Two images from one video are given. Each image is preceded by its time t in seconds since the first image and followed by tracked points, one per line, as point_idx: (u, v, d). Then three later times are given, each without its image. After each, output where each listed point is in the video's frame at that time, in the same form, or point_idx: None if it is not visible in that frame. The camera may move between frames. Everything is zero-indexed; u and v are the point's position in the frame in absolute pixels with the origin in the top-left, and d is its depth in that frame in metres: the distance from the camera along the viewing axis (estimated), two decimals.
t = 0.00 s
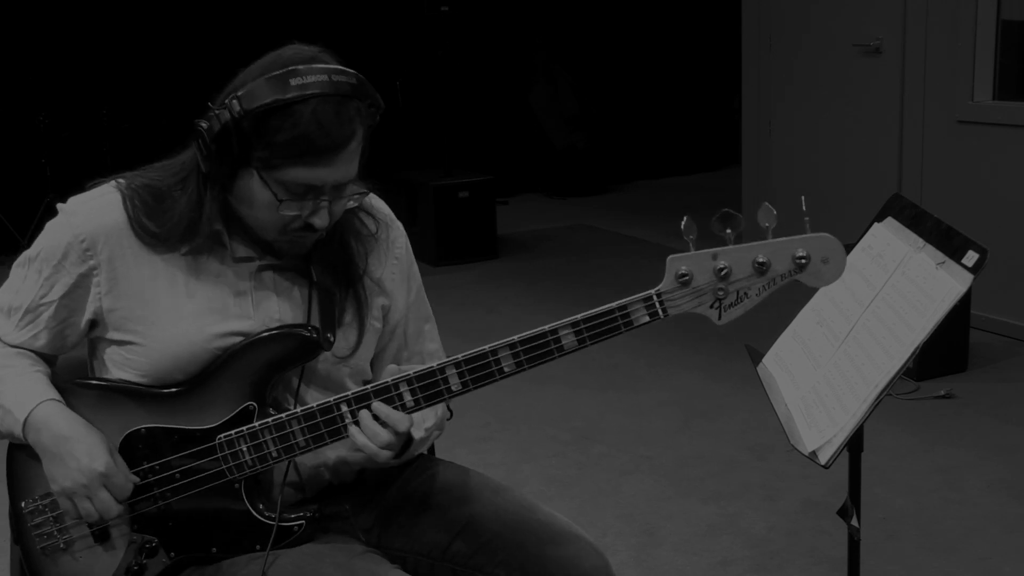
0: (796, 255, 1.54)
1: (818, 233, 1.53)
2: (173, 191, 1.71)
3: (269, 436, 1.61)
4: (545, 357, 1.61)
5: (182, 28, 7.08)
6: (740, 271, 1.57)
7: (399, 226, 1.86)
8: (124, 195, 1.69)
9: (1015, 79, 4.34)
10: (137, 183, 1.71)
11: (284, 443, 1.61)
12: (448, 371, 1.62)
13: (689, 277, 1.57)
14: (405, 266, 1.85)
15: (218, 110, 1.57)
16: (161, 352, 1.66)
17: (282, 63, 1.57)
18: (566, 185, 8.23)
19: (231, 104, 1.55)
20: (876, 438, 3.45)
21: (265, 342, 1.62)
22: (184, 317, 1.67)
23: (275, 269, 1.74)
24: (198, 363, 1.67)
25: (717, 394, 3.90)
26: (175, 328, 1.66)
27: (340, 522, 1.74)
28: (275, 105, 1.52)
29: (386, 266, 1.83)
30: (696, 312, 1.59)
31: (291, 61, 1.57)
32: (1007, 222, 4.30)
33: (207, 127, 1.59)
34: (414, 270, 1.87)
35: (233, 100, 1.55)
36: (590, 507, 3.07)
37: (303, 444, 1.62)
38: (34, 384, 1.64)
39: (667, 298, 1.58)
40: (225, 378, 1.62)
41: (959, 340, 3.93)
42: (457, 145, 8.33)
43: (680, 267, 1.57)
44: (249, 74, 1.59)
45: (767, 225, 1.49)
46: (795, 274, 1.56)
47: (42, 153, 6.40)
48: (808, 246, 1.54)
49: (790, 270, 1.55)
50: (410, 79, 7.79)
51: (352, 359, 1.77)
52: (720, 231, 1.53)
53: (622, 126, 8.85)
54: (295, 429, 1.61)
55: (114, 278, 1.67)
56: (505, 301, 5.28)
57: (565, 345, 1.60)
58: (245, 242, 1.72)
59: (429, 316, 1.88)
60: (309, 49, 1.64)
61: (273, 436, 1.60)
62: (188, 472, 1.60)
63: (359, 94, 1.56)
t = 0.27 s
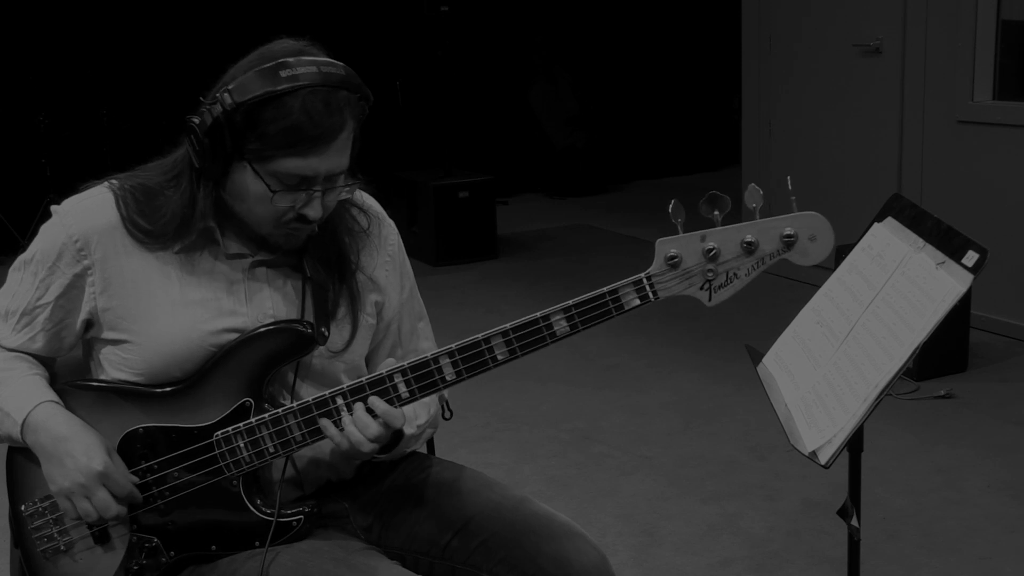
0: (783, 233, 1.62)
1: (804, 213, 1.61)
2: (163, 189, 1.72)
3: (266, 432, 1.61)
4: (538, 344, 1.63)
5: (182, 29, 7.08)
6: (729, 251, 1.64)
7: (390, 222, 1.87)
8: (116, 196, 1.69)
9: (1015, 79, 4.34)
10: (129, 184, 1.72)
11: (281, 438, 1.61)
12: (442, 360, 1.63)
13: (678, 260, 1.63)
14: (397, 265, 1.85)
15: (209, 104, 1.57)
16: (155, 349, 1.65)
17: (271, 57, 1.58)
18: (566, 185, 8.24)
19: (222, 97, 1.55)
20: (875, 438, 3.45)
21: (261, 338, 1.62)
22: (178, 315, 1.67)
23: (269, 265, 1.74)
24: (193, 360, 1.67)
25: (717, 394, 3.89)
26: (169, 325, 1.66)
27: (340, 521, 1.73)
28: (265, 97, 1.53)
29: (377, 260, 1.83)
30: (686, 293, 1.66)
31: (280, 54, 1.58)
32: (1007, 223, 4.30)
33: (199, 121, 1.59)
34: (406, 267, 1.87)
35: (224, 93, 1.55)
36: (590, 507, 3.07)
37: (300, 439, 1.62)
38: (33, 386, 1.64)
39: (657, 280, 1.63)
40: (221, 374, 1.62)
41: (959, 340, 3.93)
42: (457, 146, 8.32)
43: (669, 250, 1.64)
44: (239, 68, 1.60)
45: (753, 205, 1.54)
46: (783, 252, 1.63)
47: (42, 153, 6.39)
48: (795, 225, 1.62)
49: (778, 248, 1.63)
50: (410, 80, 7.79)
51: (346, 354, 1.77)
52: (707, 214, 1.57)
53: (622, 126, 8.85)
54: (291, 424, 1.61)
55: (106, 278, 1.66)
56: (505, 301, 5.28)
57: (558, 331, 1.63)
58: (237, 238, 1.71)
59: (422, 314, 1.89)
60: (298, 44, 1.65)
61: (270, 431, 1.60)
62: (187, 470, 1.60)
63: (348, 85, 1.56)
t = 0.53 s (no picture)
0: (781, 231, 1.63)
1: (803, 211, 1.62)
2: (167, 190, 1.71)
3: (266, 431, 1.61)
4: (537, 343, 1.64)
5: (182, 29, 7.08)
6: (728, 250, 1.65)
7: (392, 223, 1.87)
8: (119, 197, 1.69)
9: (1015, 79, 4.34)
10: (131, 185, 1.72)
11: (281, 438, 1.61)
12: (442, 359, 1.63)
13: (677, 258, 1.64)
14: (398, 264, 1.85)
15: (216, 109, 1.57)
16: (157, 350, 1.66)
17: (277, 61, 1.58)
18: (566, 185, 8.23)
19: (229, 101, 1.55)
20: (875, 438, 3.45)
21: (262, 337, 1.62)
22: (180, 316, 1.67)
23: (271, 266, 1.74)
24: (194, 360, 1.67)
25: (717, 394, 3.89)
26: (170, 326, 1.66)
27: (339, 521, 1.74)
28: (273, 102, 1.53)
29: (379, 261, 1.83)
30: (685, 292, 1.67)
31: (286, 58, 1.58)
32: (1007, 223, 4.30)
33: (206, 126, 1.58)
34: (408, 268, 1.87)
35: (231, 97, 1.55)
36: (590, 507, 3.07)
37: (300, 438, 1.62)
38: (34, 386, 1.64)
39: (656, 279, 1.65)
40: (220, 374, 1.62)
41: (959, 340, 3.93)
42: (457, 146, 8.32)
43: (668, 249, 1.65)
44: (244, 71, 1.60)
45: (753, 204, 1.54)
46: (781, 250, 1.65)
47: (42, 153, 6.39)
48: (794, 223, 1.63)
49: (776, 246, 1.64)
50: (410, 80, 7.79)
51: (346, 355, 1.77)
52: (707, 212, 1.58)
53: (622, 126, 8.84)
54: (291, 424, 1.61)
55: (110, 279, 1.67)
56: (505, 301, 5.28)
57: (557, 329, 1.64)
58: (240, 239, 1.72)
59: (423, 316, 1.89)
60: (302, 46, 1.65)
61: (270, 431, 1.61)
62: (187, 471, 1.60)
63: (354, 89, 1.57)
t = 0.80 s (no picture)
0: (796, 253, 1.56)
1: (819, 232, 1.54)
2: (178, 195, 1.70)
3: (271, 435, 1.61)
4: (546, 356, 1.63)
5: (182, 29, 7.09)
6: (740, 269, 1.59)
7: (402, 229, 1.85)
8: (128, 196, 1.69)
9: (1014, 79, 4.34)
10: (141, 184, 1.71)
11: (286, 442, 1.61)
12: (449, 369, 1.63)
13: (689, 275, 1.59)
14: (408, 271, 1.85)
15: (214, 125, 1.56)
16: (164, 353, 1.66)
17: (281, 79, 1.56)
18: (566, 185, 8.23)
19: (226, 121, 1.54)
20: (875, 438, 3.45)
21: (267, 341, 1.61)
22: (187, 317, 1.67)
23: (277, 272, 1.74)
24: (199, 362, 1.67)
25: (717, 394, 3.89)
26: (177, 329, 1.67)
27: (339, 521, 1.75)
28: (270, 124, 1.51)
29: (388, 270, 1.82)
30: (696, 310, 1.61)
31: (290, 77, 1.56)
32: (1007, 222, 4.30)
33: (204, 140, 1.59)
34: (417, 273, 1.87)
35: (228, 117, 1.54)
36: (590, 507, 3.07)
37: (304, 442, 1.62)
38: (38, 383, 1.65)
39: (668, 297, 1.60)
40: (226, 377, 1.61)
41: (959, 340, 3.94)
42: (456, 146, 8.33)
43: (680, 265, 1.59)
44: (250, 86, 1.58)
45: (767, 222, 1.51)
46: (795, 271, 1.58)
47: (42, 153, 6.40)
48: (808, 244, 1.56)
49: (790, 267, 1.57)
50: (410, 80, 7.79)
51: (354, 361, 1.77)
52: (720, 229, 1.53)
53: (622, 126, 8.84)
54: (295, 428, 1.61)
55: (117, 278, 1.67)
56: (505, 301, 5.28)
57: (566, 343, 1.62)
58: (247, 245, 1.70)
59: (431, 320, 1.89)
60: (311, 61, 1.63)
61: (275, 434, 1.60)
62: (190, 471, 1.60)
63: (357, 112, 1.54)
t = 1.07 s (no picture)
0: (799, 261, 1.55)
1: (823, 241, 1.53)
2: (180, 196, 1.70)
3: (271, 437, 1.61)
4: (548, 361, 1.62)
5: (182, 29, 7.09)
6: (744, 276, 1.58)
7: (404, 226, 1.85)
8: (129, 196, 1.69)
9: (1014, 78, 4.34)
10: (142, 184, 1.71)
11: (286, 444, 1.62)
12: (451, 374, 1.63)
13: (693, 282, 1.58)
14: (408, 268, 1.85)
15: (226, 130, 1.56)
16: (164, 354, 1.66)
17: (290, 80, 1.55)
18: (566, 185, 8.23)
19: (240, 125, 1.53)
20: (875, 438, 3.45)
21: (267, 344, 1.61)
22: (187, 318, 1.68)
23: (280, 273, 1.74)
24: (200, 363, 1.67)
25: (717, 394, 3.89)
26: (177, 331, 1.67)
27: (343, 523, 1.74)
28: (284, 127, 1.51)
29: (389, 268, 1.83)
30: (700, 316, 1.61)
31: (300, 79, 1.56)
32: (1007, 222, 4.30)
33: (215, 145, 1.58)
34: (418, 271, 1.87)
35: (242, 121, 1.53)
36: (590, 507, 3.07)
37: (305, 445, 1.62)
38: (33, 388, 1.64)
39: (672, 303, 1.59)
40: (226, 378, 1.62)
41: (959, 341, 3.94)
42: (457, 146, 8.33)
43: (684, 272, 1.58)
44: (258, 88, 1.57)
45: (771, 230, 1.49)
46: (799, 279, 1.56)
47: (42, 153, 6.40)
48: (812, 253, 1.54)
49: (794, 275, 1.56)
50: (410, 80, 7.80)
51: (355, 362, 1.78)
52: (724, 236, 1.53)
53: (622, 126, 8.85)
54: (296, 430, 1.61)
55: (118, 279, 1.67)
56: (505, 301, 5.28)
57: (568, 348, 1.61)
58: (252, 247, 1.71)
59: (432, 318, 1.88)
60: (318, 62, 1.62)
61: (276, 437, 1.61)
62: (190, 472, 1.60)
63: (368, 111, 1.54)
